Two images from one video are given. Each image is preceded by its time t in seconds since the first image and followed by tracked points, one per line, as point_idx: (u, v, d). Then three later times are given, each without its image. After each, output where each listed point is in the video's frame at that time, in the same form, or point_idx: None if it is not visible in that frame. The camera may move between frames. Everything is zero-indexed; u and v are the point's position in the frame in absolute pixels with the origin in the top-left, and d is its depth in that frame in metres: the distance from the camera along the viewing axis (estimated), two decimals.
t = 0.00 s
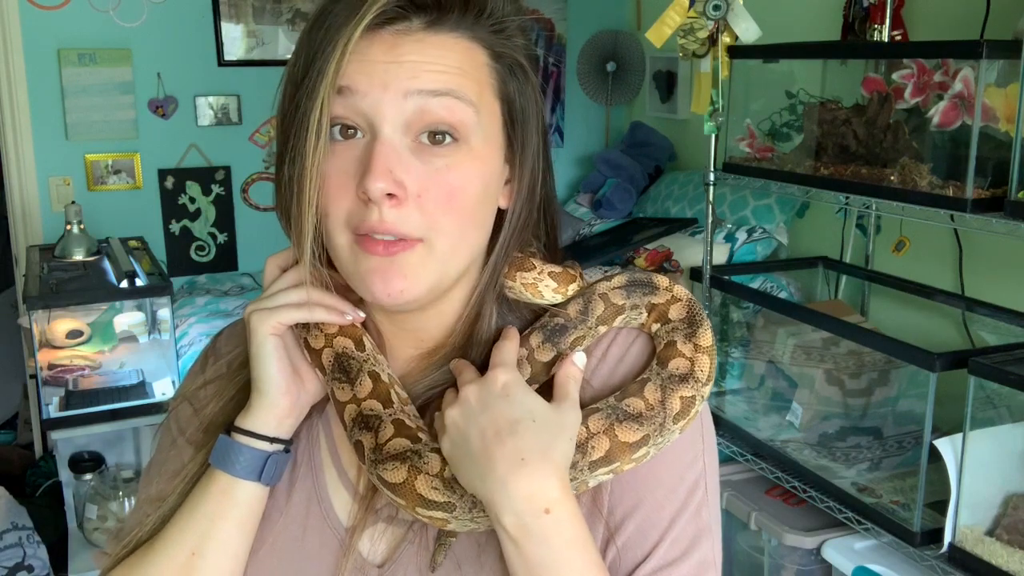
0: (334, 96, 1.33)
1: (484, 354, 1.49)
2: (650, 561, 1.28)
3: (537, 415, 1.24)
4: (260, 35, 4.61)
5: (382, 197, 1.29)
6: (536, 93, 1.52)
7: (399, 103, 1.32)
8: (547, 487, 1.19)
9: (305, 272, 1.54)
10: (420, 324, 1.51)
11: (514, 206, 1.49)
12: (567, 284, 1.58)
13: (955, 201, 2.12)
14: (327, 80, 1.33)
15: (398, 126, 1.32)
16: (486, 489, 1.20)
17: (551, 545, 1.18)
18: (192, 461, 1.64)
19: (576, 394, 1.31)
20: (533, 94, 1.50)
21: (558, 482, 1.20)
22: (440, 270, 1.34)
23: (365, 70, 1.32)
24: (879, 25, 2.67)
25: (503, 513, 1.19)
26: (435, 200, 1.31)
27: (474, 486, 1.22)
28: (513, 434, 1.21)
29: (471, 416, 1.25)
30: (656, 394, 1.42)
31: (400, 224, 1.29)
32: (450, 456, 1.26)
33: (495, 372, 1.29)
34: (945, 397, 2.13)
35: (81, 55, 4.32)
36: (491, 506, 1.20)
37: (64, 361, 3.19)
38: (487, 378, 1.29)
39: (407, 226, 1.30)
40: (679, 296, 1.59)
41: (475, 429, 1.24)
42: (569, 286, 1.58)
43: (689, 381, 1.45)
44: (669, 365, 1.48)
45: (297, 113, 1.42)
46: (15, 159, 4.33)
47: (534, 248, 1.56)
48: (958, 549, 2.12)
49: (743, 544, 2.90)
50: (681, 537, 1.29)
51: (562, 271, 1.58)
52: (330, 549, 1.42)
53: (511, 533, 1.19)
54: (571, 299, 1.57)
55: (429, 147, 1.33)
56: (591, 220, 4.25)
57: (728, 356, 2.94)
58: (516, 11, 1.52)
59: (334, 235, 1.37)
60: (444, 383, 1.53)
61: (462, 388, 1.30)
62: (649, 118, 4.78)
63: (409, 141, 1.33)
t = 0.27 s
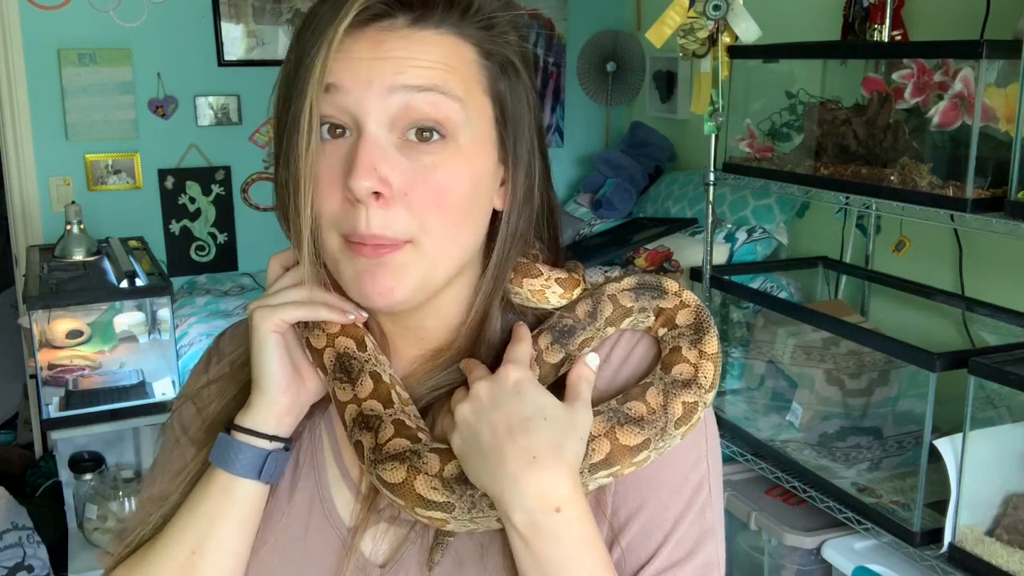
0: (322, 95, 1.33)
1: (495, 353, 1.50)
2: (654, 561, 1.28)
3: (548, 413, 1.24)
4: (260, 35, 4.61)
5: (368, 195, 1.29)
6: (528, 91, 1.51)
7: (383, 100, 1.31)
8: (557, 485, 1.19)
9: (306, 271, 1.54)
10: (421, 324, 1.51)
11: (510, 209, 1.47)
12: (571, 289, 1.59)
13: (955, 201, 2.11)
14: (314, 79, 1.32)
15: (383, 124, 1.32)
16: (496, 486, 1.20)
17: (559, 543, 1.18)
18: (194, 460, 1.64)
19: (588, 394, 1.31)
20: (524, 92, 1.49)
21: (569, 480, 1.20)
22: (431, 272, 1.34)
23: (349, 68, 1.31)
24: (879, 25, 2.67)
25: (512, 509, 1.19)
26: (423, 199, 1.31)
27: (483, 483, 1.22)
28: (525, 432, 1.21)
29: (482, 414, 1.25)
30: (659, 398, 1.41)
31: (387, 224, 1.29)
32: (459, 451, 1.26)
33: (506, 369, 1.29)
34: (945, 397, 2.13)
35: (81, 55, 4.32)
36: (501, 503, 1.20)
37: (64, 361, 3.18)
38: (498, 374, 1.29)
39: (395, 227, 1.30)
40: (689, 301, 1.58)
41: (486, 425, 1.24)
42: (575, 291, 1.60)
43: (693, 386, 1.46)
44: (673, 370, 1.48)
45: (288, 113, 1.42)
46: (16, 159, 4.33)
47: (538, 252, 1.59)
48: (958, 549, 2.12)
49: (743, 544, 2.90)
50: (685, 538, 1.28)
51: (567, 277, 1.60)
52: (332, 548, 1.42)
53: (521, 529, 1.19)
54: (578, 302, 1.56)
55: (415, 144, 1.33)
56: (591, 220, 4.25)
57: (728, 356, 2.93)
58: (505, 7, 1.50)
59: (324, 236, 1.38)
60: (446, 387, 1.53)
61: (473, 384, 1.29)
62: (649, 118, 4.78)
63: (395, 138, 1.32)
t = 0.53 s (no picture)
0: (297, 109, 1.34)
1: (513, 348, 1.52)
2: (660, 561, 1.28)
3: (564, 408, 1.24)
4: (259, 34, 4.61)
5: (347, 205, 1.29)
6: (512, 98, 1.50)
7: (357, 112, 1.30)
8: (571, 478, 1.19)
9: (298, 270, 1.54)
10: (427, 324, 1.50)
11: (504, 217, 1.46)
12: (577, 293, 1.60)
13: (955, 201, 2.11)
14: (290, 89, 1.33)
15: (360, 135, 1.31)
16: (511, 478, 1.20)
17: (573, 535, 1.18)
18: (199, 458, 1.64)
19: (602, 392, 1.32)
20: (507, 97, 1.48)
21: (582, 474, 1.20)
22: (420, 282, 1.32)
23: (323, 78, 1.32)
24: (879, 25, 2.67)
25: (526, 500, 1.19)
26: (405, 206, 1.29)
27: (497, 475, 1.22)
28: (539, 425, 1.21)
29: (497, 405, 1.25)
30: (665, 400, 1.41)
31: (367, 232, 1.29)
32: (472, 442, 1.26)
33: (521, 362, 1.31)
34: (945, 397, 2.13)
35: (81, 56, 4.32)
36: (516, 494, 1.20)
37: (64, 361, 3.18)
38: (512, 368, 1.30)
39: (376, 235, 1.29)
40: (698, 306, 1.58)
41: (501, 418, 1.24)
42: (580, 296, 1.61)
43: (699, 390, 1.45)
44: (680, 373, 1.47)
45: (270, 122, 1.43)
46: (16, 159, 4.33)
47: (543, 254, 1.60)
48: (958, 549, 2.12)
49: (743, 544, 2.90)
50: (690, 538, 1.28)
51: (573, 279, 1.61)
52: (337, 545, 1.42)
53: (535, 521, 1.19)
54: (586, 297, 1.59)
55: (394, 153, 1.32)
56: (591, 220, 4.25)
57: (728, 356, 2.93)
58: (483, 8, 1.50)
59: (310, 246, 1.38)
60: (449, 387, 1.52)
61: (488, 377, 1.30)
62: (649, 118, 4.78)
63: (373, 147, 1.32)
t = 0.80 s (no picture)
0: (299, 111, 1.34)
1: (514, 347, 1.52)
2: (661, 563, 1.28)
3: (568, 408, 1.25)
4: (260, 34, 4.60)
5: (352, 205, 1.29)
6: (513, 92, 1.50)
7: (359, 113, 1.30)
8: (575, 479, 1.19)
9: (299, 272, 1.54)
10: (428, 325, 1.51)
11: (505, 212, 1.46)
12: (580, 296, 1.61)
13: (955, 201, 2.11)
14: (291, 91, 1.33)
15: (364, 137, 1.31)
16: (517, 478, 1.20)
17: (578, 537, 1.18)
18: (200, 458, 1.64)
19: (605, 387, 1.31)
20: (507, 92, 1.48)
21: (586, 475, 1.20)
22: (424, 279, 1.32)
23: (325, 79, 1.32)
24: (879, 25, 2.67)
25: (531, 501, 1.19)
26: (409, 203, 1.29)
27: (502, 473, 1.22)
28: (544, 426, 1.22)
29: (502, 403, 1.26)
30: (667, 404, 1.41)
31: (372, 232, 1.29)
32: (477, 442, 1.26)
33: (526, 361, 1.31)
34: (945, 397, 2.13)
35: (81, 55, 4.32)
36: (521, 496, 1.20)
37: (64, 361, 3.18)
38: (516, 366, 1.31)
39: (382, 234, 1.29)
40: (702, 310, 1.58)
41: (506, 417, 1.24)
42: (583, 298, 1.62)
43: (700, 395, 1.44)
44: (682, 378, 1.47)
45: (271, 123, 1.43)
46: (16, 159, 4.33)
47: (544, 254, 1.60)
48: (958, 549, 2.12)
49: (743, 544, 2.90)
50: (691, 539, 1.28)
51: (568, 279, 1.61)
52: (338, 546, 1.41)
53: (540, 522, 1.19)
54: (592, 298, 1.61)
55: (398, 153, 1.32)
56: (591, 220, 4.25)
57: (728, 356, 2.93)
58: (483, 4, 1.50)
59: (314, 248, 1.38)
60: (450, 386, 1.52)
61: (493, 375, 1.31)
62: (649, 118, 4.78)
63: (376, 148, 1.32)
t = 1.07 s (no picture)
0: (300, 112, 1.34)
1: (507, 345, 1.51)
2: (662, 564, 1.28)
3: (553, 417, 1.22)
4: (259, 35, 4.61)
5: (359, 204, 1.29)
6: (512, 85, 1.50)
7: (362, 111, 1.31)
8: (568, 491, 1.19)
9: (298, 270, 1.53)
10: (427, 325, 1.51)
11: (508, 204, 1.46)
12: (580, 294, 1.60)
13: (955, 201, 2.11)
14: (292, 91, 1.33)
15: (367, 135, 1.32)
16: (509, 493, 1.19)
17: (574, 548, 1.18)
18: (197, 456, 1.65)
19: (570, 381, 1.27)
20: (507, 86, 1.48)
21: (579, 486, 1.20)
22: (430, 275, 1.33)
23: (326, 78, 1.31)
24: (879, 25, 2.67)
25: (524, 517, 1.19)
26: (414, 200, 1.30)
27: (495, 489, 1.21)
28: (534, 435, 1.20)
29: (488, 418, 1.23)
30: (666, 408, 1.40)
31: (380, 230, 1.29)
32: (465, 455, 1.25)
33: (507, 370, 1.27)
34: (945, 397, 2.13)
35: (81, 55, 4.32)
36: (515, 511, 1.19)
37: (64, 361, 3.18)
38: (500, 376, 1.27)
39: (389, 233, 1.29)
40: (704, 314, 1.57)
41: (494, 432, 1.22)
42: (585, 296, 1.60)
43: (700, 398, 1.43)
44: (681, 382, 1.45)
45: (271, 123, 1.43)
46: (16, 159, 4.33)
47: (542, 254, 1.60)
48: (958, 549, 2.12)
49: (743, 544, 2.90)
50: (692, 541, 1.28)
51: (569, 279, 1.61)
52: (339, 548, 1.41)
53: (533, 535, 1.19)
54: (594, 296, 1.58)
55: (402, 149, 1.32)
56: (591, 220, 4.24)
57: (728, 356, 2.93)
58: None
59: (321, 248, 1.38)
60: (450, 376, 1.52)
61: (476, 387, 1.28)
62: (649, 118, 4.78)
63: (381, 145, 1.32)
